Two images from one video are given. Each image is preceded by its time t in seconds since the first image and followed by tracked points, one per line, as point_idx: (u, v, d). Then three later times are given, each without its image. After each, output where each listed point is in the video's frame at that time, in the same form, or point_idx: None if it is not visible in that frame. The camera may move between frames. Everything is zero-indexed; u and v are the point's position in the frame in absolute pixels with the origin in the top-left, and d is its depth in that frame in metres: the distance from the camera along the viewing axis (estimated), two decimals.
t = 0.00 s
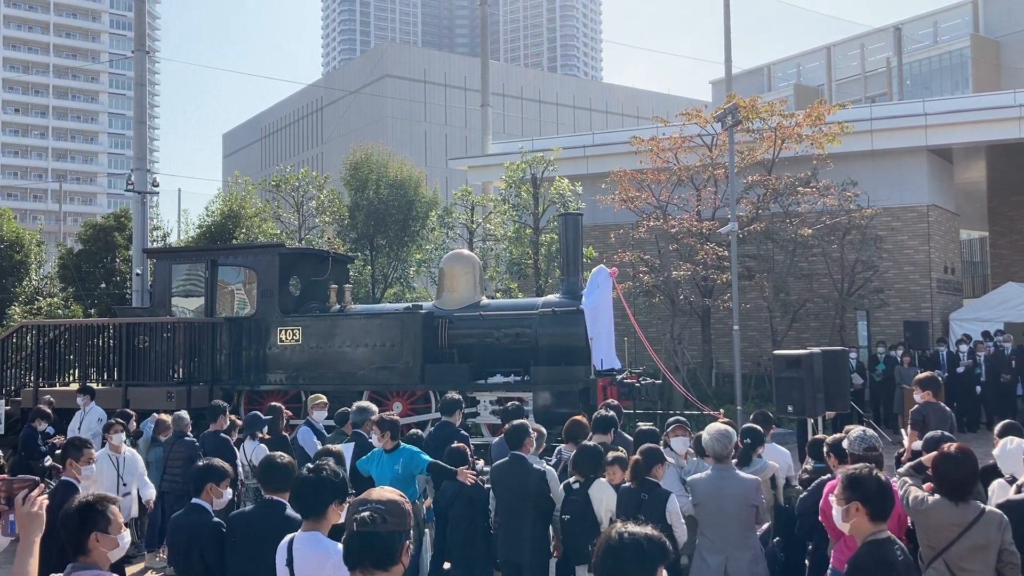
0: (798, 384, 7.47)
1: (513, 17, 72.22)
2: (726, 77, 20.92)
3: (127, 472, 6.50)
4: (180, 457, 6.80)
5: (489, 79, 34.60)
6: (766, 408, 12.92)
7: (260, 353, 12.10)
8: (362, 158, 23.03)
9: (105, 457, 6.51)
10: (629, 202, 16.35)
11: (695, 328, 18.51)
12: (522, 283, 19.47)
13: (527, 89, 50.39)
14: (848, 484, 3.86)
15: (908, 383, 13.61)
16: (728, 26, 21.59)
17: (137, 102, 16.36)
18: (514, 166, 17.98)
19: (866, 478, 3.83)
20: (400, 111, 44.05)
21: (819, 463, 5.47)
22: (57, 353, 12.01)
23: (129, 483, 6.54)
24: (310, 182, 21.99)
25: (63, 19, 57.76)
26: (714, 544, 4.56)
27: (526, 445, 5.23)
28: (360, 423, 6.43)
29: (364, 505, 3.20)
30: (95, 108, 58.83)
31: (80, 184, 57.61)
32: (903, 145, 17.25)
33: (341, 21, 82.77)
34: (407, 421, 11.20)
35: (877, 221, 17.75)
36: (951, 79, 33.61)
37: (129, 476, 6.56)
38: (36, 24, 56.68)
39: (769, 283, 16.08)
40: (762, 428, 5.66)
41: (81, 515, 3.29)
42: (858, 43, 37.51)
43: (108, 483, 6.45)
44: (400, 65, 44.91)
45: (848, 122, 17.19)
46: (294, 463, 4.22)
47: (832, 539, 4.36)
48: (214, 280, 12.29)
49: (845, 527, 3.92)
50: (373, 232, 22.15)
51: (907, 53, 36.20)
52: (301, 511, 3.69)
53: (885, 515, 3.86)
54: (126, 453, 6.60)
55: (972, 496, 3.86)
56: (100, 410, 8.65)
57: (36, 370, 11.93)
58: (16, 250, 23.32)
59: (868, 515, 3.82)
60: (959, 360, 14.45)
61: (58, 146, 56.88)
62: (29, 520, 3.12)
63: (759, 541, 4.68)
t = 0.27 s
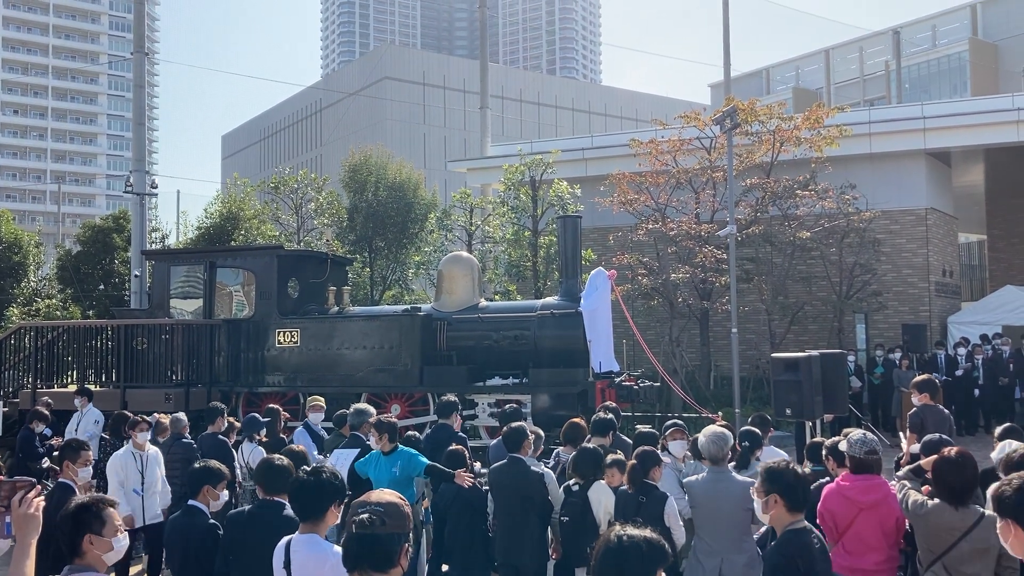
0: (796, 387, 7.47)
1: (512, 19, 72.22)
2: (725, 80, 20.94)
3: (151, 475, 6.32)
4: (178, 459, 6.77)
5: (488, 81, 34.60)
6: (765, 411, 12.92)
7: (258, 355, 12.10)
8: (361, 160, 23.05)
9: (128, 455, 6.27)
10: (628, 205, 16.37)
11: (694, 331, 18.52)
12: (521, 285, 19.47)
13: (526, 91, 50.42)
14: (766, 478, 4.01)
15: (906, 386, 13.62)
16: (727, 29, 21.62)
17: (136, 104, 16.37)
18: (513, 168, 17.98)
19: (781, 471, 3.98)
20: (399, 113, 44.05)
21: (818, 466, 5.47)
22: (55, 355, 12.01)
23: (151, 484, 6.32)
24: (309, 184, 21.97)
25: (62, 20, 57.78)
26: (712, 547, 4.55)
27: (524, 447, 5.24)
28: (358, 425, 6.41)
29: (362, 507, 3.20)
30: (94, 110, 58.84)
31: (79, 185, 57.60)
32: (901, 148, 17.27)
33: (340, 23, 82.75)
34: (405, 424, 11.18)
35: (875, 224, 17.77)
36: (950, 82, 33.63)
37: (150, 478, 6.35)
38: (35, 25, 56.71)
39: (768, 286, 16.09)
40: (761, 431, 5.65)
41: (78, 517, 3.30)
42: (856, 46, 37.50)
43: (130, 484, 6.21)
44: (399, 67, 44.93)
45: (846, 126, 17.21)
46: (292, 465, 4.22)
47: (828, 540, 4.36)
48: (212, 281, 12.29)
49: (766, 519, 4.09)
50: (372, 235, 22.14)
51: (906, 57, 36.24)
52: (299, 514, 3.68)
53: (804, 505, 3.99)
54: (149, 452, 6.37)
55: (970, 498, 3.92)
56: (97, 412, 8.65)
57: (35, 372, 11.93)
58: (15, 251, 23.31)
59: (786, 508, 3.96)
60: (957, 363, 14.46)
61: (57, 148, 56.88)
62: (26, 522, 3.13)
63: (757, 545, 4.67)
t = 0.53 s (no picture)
0: (795, 390, 7.47)
1: (511, 22, 72.25)
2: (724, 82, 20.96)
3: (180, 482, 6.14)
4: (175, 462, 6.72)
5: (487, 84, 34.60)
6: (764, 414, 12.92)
7: (257, 356, 12.12)
8: (361, 162, 23.06)
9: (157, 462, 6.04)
10: (627, 207, 16.38)
11: (693, 333, 18.52)
12: (519, 287, 19.47)
13: (525, 93, 50.45)
14: (688, 480, 3.88)
15: (904, 389, 13.62)
16: (726, 32, 21.66)
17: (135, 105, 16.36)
18: (512, 170, 17.98)
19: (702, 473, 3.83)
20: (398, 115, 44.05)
21: (816, 469, 5.47)
22: (54, 356, 11.99)
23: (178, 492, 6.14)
24: (308, 186, 21.91)
25: (62, 22, 57.80)
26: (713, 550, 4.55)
27: (522, 449, 5.25)
28: (355, 428, 6.40)
29: (359, 510, 3.18)
30: (94, 111, 58.84)
31: (77, 187, 57.59)
32: (900, 151, 17.29)
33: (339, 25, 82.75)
34: (404, 426, 11.17)
35: (874, 227, 17.79)
36: (949, 85, 33.66)
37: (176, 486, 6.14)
38: (34, 27, 56.73)
39: (766, 289, 16.09)
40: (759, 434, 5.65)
41: (75, 519, 3.30)
42: (855, 49, 37.46)
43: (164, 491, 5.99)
44: (398, 70, 44.95)
45: (845, 129, 17.23)
46: (290, 467, 4.23)
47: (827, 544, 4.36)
48: (211, 283, 12.30)
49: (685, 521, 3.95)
50: (371, 236, 22.13)
51: (905, 60, 36.28)
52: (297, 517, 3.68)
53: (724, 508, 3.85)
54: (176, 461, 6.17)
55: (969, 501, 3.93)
56: (94, 414, 8.63)
57: (33, 374, 11.91)
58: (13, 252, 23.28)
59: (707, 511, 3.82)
60: (956, 366, 14.47)
61: (56, 149, 56.88)
62: (23, 524, 3.12)
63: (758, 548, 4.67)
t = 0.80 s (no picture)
0: (793, 394, 7.46)
1: (511, 24, 72.23)
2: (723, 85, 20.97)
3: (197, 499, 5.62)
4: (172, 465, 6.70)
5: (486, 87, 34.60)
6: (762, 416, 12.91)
7: (255, 358, 12.12)
8: (359, 164, 23.06)
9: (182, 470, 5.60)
10: (625, 210, 16.37)
11: (691, 336, 18.53)
12: (518, 290, 19.45)
13: (524, 96, 50.46)
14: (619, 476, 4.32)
15: (903, 391, 13.61)
16: (724, 35, 21.69)
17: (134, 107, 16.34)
18: (511, 173, 17.97)
19: (633, 470, 4.26)
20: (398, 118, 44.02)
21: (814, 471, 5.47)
22: (52, 358, 11.97)
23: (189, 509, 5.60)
24: (306, 188, 21.92)
25: (61, 23, 57.78)
26: (715, 554, 4.54)
27: (519, 452, 5.23)
28: (353, 429, 6.39)
29: (355, 512, 3.16)
30: (93, 113, 58.81)
31: (77, 189, 57.55)
32: (899, 154, 17.29)
33: (338, 27, 82.73)
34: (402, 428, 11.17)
35: (873, 230, 17.79)
36: (947, 88, 33.66)
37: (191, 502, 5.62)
38: (34, 28, 56.71)
39: (765, 291, 16.09)
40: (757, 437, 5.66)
41: (72, 522, 3.30)
42: (854, 52, 37.50)
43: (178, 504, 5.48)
44: (397, 72, 44.94)
45: (844, 131, 17.24)
46: (285, 469, 4.24)
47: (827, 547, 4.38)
48: (210, 285, 12.31)
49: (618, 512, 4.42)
50: (370, 238, 22.12)
51: (903, 63, 36.30)
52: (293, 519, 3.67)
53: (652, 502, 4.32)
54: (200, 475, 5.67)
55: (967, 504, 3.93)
56: (90, 416, 8.62)
57: (31, 376, 11.89)
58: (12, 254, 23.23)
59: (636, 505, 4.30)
60: (954, 369, 14.47)
61: (55, 150, 56.84)
62: (19, 526, 3.11)
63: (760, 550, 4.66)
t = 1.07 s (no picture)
0: (791, 396, 7.46)
1: (510, 27, 72.22)
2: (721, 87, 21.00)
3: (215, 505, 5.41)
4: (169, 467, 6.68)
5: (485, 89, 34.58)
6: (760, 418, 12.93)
7: (252, 361, 12.10)
8: (358, 166, 23.07)
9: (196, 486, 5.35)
10: (624, 212, 16.38)
11: (690, 338, 18.55)
12: (516, 292, 19.46)
13: (523, 98, 50.49)
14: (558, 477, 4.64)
15: (901, 394, 13.62)
16: (723, 38, 21.73)
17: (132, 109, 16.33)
18: (509, 175, 17.98)
19: (571, 473, 4.59)
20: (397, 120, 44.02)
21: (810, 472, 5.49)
22: (50, 360, 11.95)
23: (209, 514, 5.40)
24: (305, 190, 21.93)
25: (61, 25, 57.80)
26: (720, 558, 4.53)
27: (519, 454, 5.25)
28: (349, 431, 6.40)
29: (350, 514, 3.16)
30: (92, 115, 58.84)
31: (76, 191, 57.57)
32: (897, 157, 17.31)
33: (337, 29, 82.76)
34: (400, 431, 11.16)
35: (871, 232, 17.81)
36: (946, 91, 33.70)
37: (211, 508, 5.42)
38: (33, 30, 56.74)
39: (763, 293, 16.11)
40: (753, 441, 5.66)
41: (64, 525, 3.30)
42: (853, 55, 37.55)
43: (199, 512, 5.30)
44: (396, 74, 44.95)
45: (842, 134, 17.26)
46: (280, 471, 4.24)
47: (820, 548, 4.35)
48: (207, 287, 12.30)
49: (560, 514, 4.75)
50: (368, 240, 22.12)
51: (902, 66, 36.33)
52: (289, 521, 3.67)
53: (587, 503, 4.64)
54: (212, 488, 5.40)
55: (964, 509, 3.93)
56: (85, 416, 8.61)
57: (29, 377, 11.87)
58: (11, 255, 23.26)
59: (575, 506, 4.58)
60: (952, 371, 14.49)
61: (54, 152, 56.88)
62: (12, 529, 3.10)
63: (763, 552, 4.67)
